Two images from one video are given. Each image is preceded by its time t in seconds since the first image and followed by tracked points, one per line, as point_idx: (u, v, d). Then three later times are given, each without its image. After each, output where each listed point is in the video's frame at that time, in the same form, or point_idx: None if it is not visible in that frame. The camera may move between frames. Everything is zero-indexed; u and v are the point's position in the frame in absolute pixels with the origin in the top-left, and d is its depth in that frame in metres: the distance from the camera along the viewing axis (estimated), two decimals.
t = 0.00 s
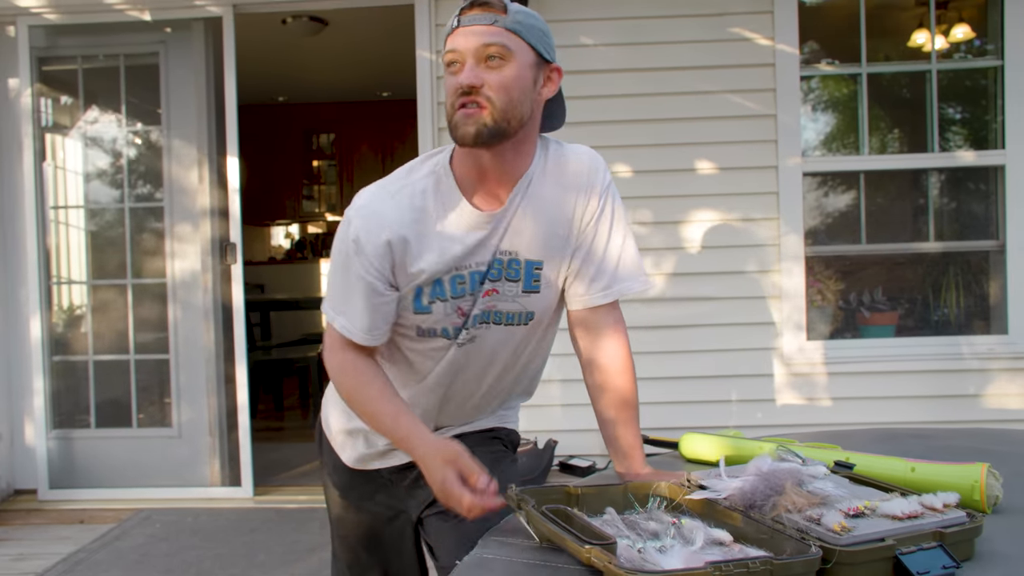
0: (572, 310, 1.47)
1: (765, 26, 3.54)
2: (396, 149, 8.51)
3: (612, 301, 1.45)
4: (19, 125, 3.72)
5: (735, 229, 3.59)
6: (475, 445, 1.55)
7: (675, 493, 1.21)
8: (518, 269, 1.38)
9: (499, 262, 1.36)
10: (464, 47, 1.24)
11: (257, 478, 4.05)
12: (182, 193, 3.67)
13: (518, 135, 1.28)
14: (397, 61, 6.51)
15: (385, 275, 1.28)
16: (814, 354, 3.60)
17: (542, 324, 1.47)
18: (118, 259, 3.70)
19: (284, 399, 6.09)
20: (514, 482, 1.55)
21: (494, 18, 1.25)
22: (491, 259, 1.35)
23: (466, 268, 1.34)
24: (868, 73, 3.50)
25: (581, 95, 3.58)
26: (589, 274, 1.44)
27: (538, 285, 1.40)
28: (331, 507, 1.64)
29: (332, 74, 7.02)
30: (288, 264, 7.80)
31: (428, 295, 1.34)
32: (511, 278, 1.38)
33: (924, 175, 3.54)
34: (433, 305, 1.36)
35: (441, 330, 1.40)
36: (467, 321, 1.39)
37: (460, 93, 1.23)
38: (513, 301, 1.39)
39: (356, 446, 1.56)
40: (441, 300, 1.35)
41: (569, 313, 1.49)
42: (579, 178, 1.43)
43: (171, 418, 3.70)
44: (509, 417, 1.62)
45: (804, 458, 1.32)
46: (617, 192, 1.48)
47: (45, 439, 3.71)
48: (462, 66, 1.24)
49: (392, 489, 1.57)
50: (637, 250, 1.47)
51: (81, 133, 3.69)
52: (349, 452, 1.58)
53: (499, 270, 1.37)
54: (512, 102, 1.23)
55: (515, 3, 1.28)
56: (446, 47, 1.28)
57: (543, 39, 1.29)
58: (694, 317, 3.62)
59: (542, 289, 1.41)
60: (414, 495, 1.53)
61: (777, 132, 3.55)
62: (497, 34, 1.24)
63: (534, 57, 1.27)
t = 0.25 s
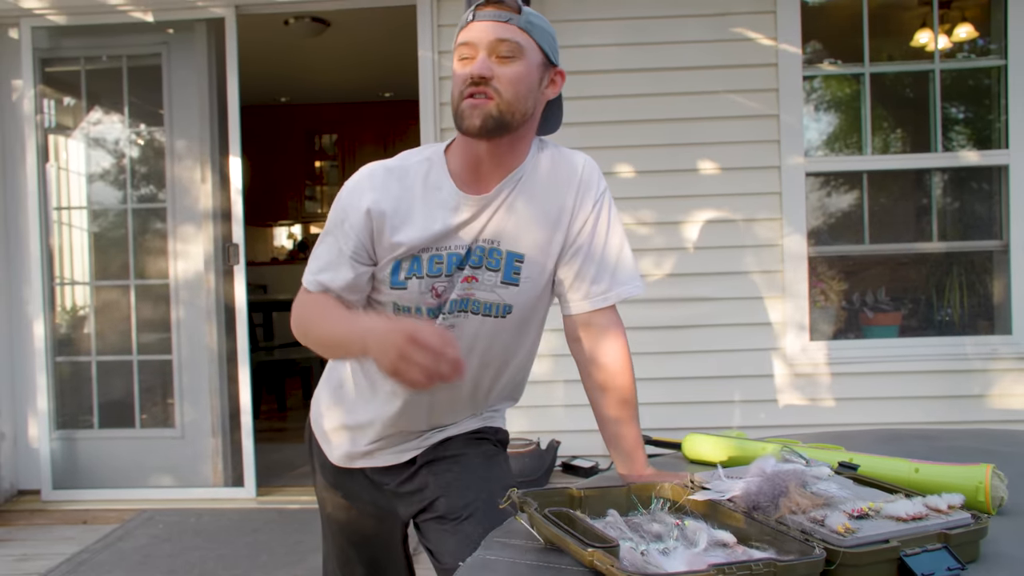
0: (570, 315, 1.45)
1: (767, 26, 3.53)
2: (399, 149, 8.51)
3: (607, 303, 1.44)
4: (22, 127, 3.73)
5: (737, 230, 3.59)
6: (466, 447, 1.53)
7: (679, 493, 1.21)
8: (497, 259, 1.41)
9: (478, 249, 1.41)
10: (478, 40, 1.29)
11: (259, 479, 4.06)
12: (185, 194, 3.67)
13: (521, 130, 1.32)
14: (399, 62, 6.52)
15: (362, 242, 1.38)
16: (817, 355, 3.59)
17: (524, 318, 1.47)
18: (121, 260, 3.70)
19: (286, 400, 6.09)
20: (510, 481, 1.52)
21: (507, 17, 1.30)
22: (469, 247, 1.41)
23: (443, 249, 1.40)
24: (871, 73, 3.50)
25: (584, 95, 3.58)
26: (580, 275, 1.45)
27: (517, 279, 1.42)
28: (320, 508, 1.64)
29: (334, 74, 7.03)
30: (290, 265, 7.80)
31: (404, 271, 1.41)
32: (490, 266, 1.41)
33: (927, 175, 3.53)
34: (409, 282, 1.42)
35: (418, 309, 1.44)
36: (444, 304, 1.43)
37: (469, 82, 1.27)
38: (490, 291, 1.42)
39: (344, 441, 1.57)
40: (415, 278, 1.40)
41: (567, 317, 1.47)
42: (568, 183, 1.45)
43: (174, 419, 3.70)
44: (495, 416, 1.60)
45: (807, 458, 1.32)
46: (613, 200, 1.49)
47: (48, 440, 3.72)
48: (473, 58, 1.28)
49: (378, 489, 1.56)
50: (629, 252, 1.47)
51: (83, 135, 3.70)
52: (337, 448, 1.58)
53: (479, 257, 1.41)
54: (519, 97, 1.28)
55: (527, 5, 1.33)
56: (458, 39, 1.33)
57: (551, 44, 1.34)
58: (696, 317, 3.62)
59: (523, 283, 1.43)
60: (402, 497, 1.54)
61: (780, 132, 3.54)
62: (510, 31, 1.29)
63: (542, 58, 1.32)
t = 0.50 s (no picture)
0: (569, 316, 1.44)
1: (773, 25, 3.52)
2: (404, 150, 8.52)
3: (603, 304, 1.42)
4: (30, 129, 3.75)
5: (743, 230, 3.58)
6: (467, 446, 1.54)
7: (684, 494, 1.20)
8: (489, 255, 1.42)
9: (472, 245, 1.42)
10: (484, 36, 1.30)
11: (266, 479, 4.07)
12: (191, 196, 3.68)
13: (519, 127, 1.32)
14: (404, 62, 6.53)
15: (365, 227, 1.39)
16: (824, 355, 3.58)
17: (517, 317, 1.48)
18: (128, 261, 3.72)
19: (293, 400, 6.10)
20: (512, 479, 1.54)
21: (513, 17, 1.31)
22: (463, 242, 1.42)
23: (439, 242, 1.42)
24: (878, 72, 3.48)
25: (589, 95, 3.57)
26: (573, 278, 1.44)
27: (509, 276, 1.43)
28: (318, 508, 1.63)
29: (340, 75, 7.03)
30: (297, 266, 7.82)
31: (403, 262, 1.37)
32: (482, 263, 1.42)
33: (934, 174, 3.51)
34: (407, 275, 1.39)
35: (412, 304, 1.41)
36: (438, 299, 1.42)
37: (471, 76, 1.27)
38: (482, 287, 1.42)
39: (342, 440, 1.57)
40: (413, 273, 1.37)
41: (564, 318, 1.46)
42: (566, 186, 1.46)
43: (181, 419, 3.71)
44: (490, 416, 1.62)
45: (814, 459, 1.31)
46: (609, 205, 1.48)
47: (56, 440, 3.73)
48: (477, 53, 1.29)
49: (377, 489, 1.57)
50: (623, 254, 1.45)
51: (91, 136, 3.72)
52: (336, 448, 1.59)
53: (472, 252, 1.41)
54: (519, 94, 1.28)
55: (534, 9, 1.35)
56: (464, 36, 1.34)
57: (555, 47, 1.35)
58: (702, 317, 3.61)
59: (512, 282, 1.43)
60: (403, 496, 1.55)
61: (787, 132, 3.53)
62: (515, 31, 1.30)
63: (545, 59, 1.33)
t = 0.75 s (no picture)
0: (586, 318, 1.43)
1: (792, 24, 3.49)
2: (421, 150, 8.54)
3: (620, 306, 1.41)
4: (52, 131, 3.80)
5: (761, 230, 3.55)
6: (482, 445, 1.53)
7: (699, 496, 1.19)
8: (506, 259, 1.42)
9: (489, 249, 1.42)
10: (506, 42, 1.29)
11: (283, 478, 4.09)
12: (209, 196, 3.72)
13: (536, 137, 1.33)
14: (421, 63, 6.54)
15: (379, 233, 1.42)
16: (843, 357, 3.54)
17: (534, 318, 1.48)
18: (148, 261, 3.76)
19: (310, 399, 6.14)
20: (528, 477, 1.53)
21: (536, 24, 1.30)
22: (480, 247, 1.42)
23: (455, 247, 1.43)
24: (898, 71, 3.44)
25: (605, 95, 3.56)
26: (588, 279, 1.43)
27: (526, 279, 1.43)
28: (333, 509, 1.64)
29: (358, 76, 7.07)
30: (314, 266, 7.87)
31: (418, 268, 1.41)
32: (499, 267, 1.42)
33: (957, 173, 3.46)
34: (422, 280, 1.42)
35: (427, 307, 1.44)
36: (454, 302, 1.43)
37: (491, 84, 1.27)
38: (501, 291, 1.43)
39: (360, 441, 1.57)
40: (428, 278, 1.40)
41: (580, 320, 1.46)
42: (581, 187, 1.46)
43: (199, 418, 3.75)
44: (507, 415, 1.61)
45: (831, 463, 1.28)
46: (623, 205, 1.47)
47: (78, 438, 3.78)
48: (498, 59, 1.28)
49: (395, 489, 1.57)
50: (640, 257, 1.44)
51: (112, 138, 3.76)
52: (353, 451, 1.58)
53: (489, 256, 1.42)
54: (538, 104, 1.28)
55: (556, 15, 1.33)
56: (485, 40, 1.33)
57: (575, 57, 1.35)
58: (719, 319, 3.59)
59: (530, 284, 1.44)
60: (421, 495, 1.54)
61: (805, 131, 3.50)
62: (537, 39, 1.29)
63: (565, 69, 1.32)
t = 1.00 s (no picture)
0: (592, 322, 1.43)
1: (805, 26, 3.47)
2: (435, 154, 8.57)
3: (627, 310, 1.40)
4: (70, 136, 3.85)
5: (774, 234, 3.52)
6: (496, 447, 1.52)
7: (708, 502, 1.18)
8: (518, 269, 1.42)
9: (501, 261, 1.42)
10: (502, 60, 1.27)
11: (295, 481, 4.11)
12: (223, 200, 3.75)
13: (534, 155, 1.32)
14: (434, 67, 6.57)
15: (391, 247, 1.40)
16: (858, 361, 3.50)
17: (548, 324, 1.49)
18: (163, 264, 3.80)
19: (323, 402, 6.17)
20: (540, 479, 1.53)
21: (535, 40, 1.27)
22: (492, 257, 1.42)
23: (466, 259, 1.42)
24: (913, 72, 3.41)
25: (617, 99, 3.55)
26: (602, 283, 1.42)
27: (538, 287, 1.44)
28: (346, 509, 1.64)
29: (372, 81, 7.11)
30: (328, 269, 7.91)
31: (430, 283, 1.42)
32: (511, 277, 1.42)
33: (974, 176, 3.43)
34: (434, 293, 1.43)
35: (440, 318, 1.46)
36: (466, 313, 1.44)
37: (487, 105, 1.27)
38: (513, 301, 1.43)
39: (376, 445, 1.57)
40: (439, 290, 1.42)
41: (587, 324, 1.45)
42: (587, 190, 1.45)
43: (213, 421, 3.78)
44: (520, 420, 1.60)
45: (841, 470, 1.27)
46: (631, 207, 1.47)
47: (94, 439, 3.82)
48: (495, 78, 1.27)
49: (409, 491, 1.56)
50: (647, 259, 1.43)
51: (129, 142, 3.80)
52: (366, 453, 1.58)
53: (501, 268, 1.42)
54: (536, 125, 1.27)
55: (559, 27, 1.30)
56: (486, 53, 1.31)
57: (578, 70, 1.32)
58: (732, 323, 3.56)
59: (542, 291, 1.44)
60: (434, 496, 1.54)
61: (819, 134, 3.47)
62: (536, 56, 1.27)
63: (565, 84, 1.30)
